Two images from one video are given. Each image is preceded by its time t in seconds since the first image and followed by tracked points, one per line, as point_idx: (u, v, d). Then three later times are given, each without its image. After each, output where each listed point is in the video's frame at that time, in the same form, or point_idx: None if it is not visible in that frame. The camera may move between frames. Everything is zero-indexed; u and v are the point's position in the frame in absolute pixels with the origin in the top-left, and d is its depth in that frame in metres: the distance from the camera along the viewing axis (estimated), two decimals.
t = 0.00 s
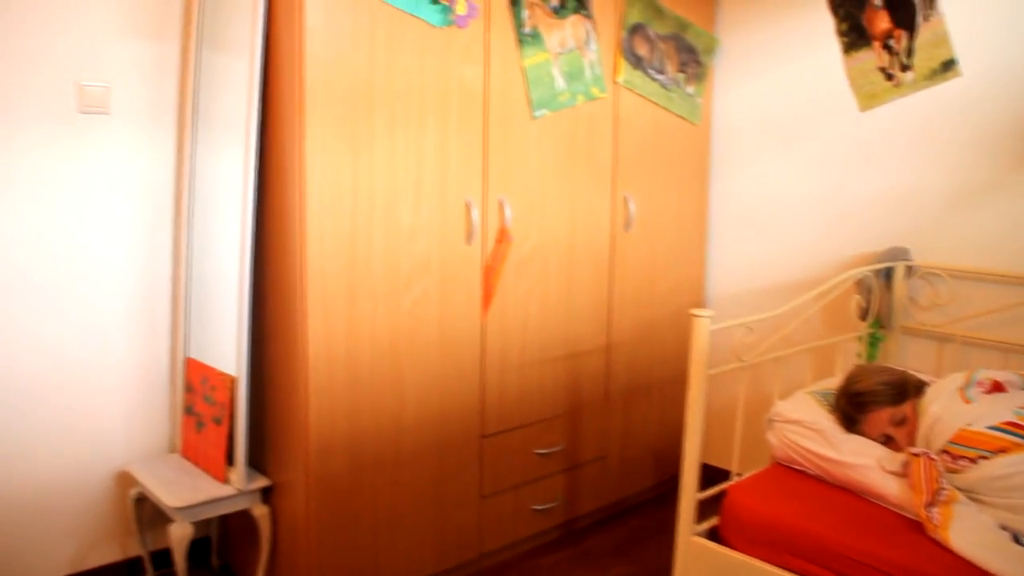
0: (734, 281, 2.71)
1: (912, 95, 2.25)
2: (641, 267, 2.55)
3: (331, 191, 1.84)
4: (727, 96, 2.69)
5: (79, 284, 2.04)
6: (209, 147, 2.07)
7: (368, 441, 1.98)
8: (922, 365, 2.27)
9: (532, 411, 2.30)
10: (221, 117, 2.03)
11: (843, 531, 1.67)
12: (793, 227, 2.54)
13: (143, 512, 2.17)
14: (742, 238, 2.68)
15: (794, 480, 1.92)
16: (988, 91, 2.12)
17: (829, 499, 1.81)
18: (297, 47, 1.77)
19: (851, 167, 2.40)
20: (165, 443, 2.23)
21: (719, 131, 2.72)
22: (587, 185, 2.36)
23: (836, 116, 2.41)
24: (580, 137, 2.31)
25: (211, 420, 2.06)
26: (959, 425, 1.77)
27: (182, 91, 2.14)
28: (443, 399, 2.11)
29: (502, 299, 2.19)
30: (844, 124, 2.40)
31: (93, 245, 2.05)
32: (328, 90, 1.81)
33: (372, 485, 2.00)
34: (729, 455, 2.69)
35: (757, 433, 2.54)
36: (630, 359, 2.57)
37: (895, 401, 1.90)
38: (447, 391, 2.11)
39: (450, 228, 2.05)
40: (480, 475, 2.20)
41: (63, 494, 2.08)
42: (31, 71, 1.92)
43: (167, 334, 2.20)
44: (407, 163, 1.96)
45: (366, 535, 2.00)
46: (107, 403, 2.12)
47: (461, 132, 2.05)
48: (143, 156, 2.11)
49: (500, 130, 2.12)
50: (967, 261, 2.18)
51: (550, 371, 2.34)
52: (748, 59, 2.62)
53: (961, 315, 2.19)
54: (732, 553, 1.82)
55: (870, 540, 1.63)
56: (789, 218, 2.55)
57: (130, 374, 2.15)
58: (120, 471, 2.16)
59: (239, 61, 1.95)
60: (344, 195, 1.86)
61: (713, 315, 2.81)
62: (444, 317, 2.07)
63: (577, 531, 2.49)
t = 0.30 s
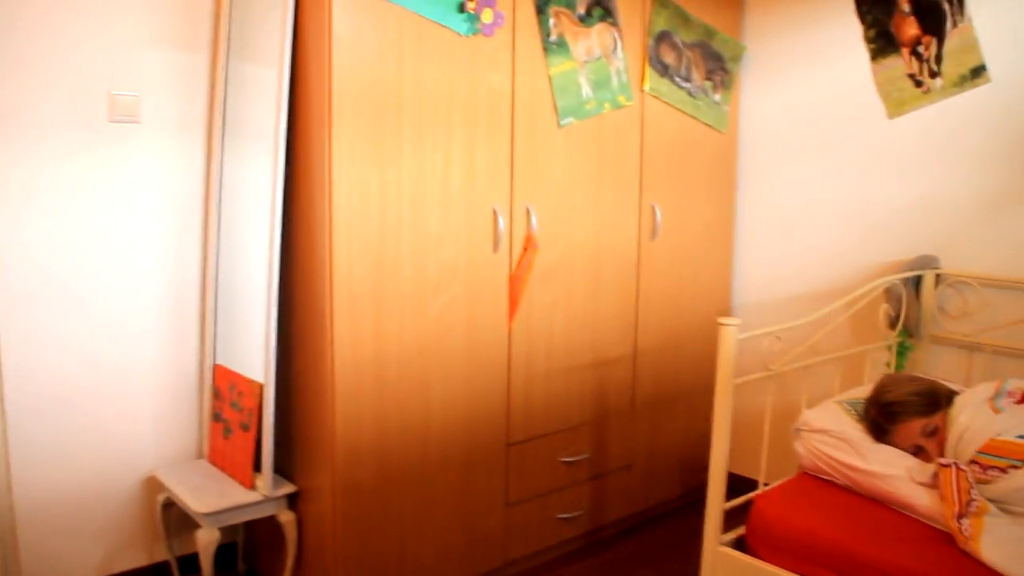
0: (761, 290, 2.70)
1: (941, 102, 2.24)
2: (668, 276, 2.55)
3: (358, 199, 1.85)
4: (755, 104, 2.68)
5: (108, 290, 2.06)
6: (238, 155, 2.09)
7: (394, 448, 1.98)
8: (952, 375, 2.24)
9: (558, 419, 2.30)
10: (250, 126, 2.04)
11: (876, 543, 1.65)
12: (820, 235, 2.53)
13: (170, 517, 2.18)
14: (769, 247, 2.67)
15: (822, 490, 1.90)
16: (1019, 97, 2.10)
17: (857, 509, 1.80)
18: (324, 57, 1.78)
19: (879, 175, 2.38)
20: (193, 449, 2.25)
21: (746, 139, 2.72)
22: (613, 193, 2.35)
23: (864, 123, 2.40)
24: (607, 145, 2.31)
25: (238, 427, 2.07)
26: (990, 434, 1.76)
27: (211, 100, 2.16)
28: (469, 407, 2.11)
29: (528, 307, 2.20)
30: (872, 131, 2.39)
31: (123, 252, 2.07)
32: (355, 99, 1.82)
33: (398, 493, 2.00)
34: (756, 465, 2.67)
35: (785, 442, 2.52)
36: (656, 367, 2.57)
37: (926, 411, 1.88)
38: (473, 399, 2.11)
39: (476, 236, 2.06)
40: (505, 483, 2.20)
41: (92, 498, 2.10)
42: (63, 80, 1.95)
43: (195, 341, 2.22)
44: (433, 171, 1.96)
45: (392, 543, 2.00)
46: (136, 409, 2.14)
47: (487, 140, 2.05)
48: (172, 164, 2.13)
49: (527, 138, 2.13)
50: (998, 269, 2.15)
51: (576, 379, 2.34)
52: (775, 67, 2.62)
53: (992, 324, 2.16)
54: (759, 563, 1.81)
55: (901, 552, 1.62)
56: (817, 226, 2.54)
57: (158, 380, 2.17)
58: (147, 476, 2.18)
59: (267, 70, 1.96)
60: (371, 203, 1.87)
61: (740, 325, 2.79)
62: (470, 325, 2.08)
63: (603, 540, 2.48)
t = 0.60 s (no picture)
0: (787, 298, 2.69)
1: (970, 108, 2.22)
2: (694, 283, 2.54)
3: (384, 207, 1.85)
4: (782, 111, 2.67)
5: (136, 296, 2.08)
6: (266, 163, 2.11)
7: (418, 455, 1.98)
8: (982, 385, 2.21)
9: (583, 427, 2.30)
10: (278, 135, 2.05)
11: (908, 555, 1.63)
12: (847, 243, 2.51)
13: (197, 522, 2.20)
14: (796, 255, 2.66)
15: (849, 500, 1.89)
16: None
17: (886, 520, 1.78)
18: (352, 67, 1.79)
19: (907, 182, 2.36)
20: (219, 455, 2.26)
21: (773, 147, 2.71)
22: (639, 201, 2.35)
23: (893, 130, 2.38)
24: (633, 152, 2.31)
25: (264, 433, 2.07)
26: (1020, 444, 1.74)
27: (239, 108, 2.18)
28: (494, 415, 2.11)
29: (554, 315, 2.20)
30: (900, 138, 2.37)
31: (151, 259, 2.09)
32: (381, 107, 1.82)
33: (423, 501, 2.00)
34: (782, 474, 2.66)
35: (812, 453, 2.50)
36: (682, 375, 2.56)
37: (955, 420, 1.86)
38: (499, 407, 2.11)
39: (501, 243, 2.06)
40: (530, 491, 2.20)
41: (119, 503, 2.11)
42: (94, 87, 1.97)
43: (221, 347, 2.23)
44: (459, 179, 1.97)
45: (417, 551, 2.00)
46: (164, 414, 2.16)
47: (513, 148, 2.06)
48: (201, 172, 2.14)
49: (553, 145, 2.13)
50: None
51: (602, 387, 2.33)
52: (801, 74, 2.61)
53: None
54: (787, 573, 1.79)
55: (930, 564, 1.60)
56: (844, 234, 2.52)
57: (186, 385, 2.19)
58: (174, 481, 2.20)
59: (294, 78, 1.97)
60: (397, 211, 1.88)
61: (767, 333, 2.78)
62: (496, 333, 2.08)
63: (628, 549, 2.48)
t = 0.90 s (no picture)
0: (813, 304, 2.67)
1: (999, 113, 2.20)
2: (718, 290, 2.53)
3: (410, 214, 1.86)
4: (807, 117, 2.66)
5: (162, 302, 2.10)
6: (292, 170, 2.12)
7: (443, 461, 1.98)
8: (1012, 393, 2.19)
9: (607, 434, 2.29)
10: (304, 142, 2.07)
11: (937, 565, 1.61)
12: (873, 250, 2.50)
13: (222, 527, 2.21)
14: (822, 261, 2.64)
15: (876, 508, 1.87)
16: None
17: (914, 529, 1.76)
18: (377, 75, 1.80)
19: (935, 189, 2.35)
20: (244, 460, 2.27)
21: (798, 153, 2.70)
22: (664, 207, 2.35)
23: (921, 136, 2.37)
24: (657, 159, 2.31)
25: (289, 438, 2.08)
26: None
27: (265, 116, 2.19)
28: (519, 421, 2.11)
29: (578, 321, 2.20)
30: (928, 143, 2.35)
31: (178, 266, 2.11)
32: (406, 114, 1.83)
33: (447, 507, 2.00)
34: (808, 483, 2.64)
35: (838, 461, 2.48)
36: (706, 382, 2.55)
37: (984, 429, 1.81)
38: (523, 414, 2.12)
39: (526, 250, 2.06)
40: (554, 499, 2.20)
41: (145, 507, 2.13)
42: (122, 96, 1.99)
43: (247, 353, 2.25)
44: (484, 185, 1.97)
45: (442, 558, 2.00)
46: (190, 420, 2.17)
47: (538, 154, 2.06)
48: (227, 179, 2.16)
49: (577, 151, 2.13)
50: None
51: (626, 394, 2.33)
52: (827, 80, 2.60)
53: None
54: None
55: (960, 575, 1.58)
56: (870, 240, 2.50)
57: (212, 390, 2.20)
58: (199, 486, 2.21)
59: (320, 86, 1.99)
60: (422, 218, 1.88)
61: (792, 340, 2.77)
62: (521, 339, 2.08)
63: (652, 557, 2.47)
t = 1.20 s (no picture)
0: (835, 310, 2.66)
1: None
2: (739, 296, 2.52)
3: (430, 220, 1.86)
4: (828, 122, 2.65)
5: (184, 307, 2.11)
6: (314, 175, 2.13)
7: (463, 466, 1.98)
8: None
9: (627, 440, 2.29)
10: (325, 148, 2.07)
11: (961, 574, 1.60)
12: (895, 255, 2.48)
13: (242, 531, 2.22)
14: (843, 266, 2.63)
15: (899, 516, 1.86)
16: None
17: (937, 537, 1.75)
18: (397, 81, 1.80)
19: (957, 193, 2.33)
20: (265, 464, 2.28)
21: (820, 158, 2.69)
22: (684, 212, 2.34)
23: (943, 140, 2.35)
24: (678, 164, 2.30)
25: (310, 443, 2.09)
26: None
27: (287, 122, 2.20)
28: (539, 427, 2.11)
29: (599, 327, 2.19)
30: (950, 148, 2.34)
31: (199, 270, 2.12)
32: (427, 120, 1.83)
33: (468, 512, 2.00)
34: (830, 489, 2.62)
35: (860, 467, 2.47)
36: (727, 388, 2.54)
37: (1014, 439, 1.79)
38: (543, 419, 2.12)
39: (546, 255, 2.06)
40: (574, 504, 2.19)
41: (166, 511, 2.14)
42: (144, 102, 2.00)
43: (268, 358, 2.26)
44: (504, 191, 1.97)
45: (462, 564, 2.00)
46: (210, 424, 2.18)
47: (558, 159, 2.06)
48: (249, 184, 2.17)
49: (597, 156, 2.13)
50: None
51: (646, 399, 2.33)
52: (848, 84, 2.59)
53: None
54: None
55: None
56: (892, 246, 2.49)
57: (233, 395, 2.21)
58: (220, 490, 2.22)
59: (341, 91, 1.99)
60: (443, 223, 1.88)
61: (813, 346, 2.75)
62: (542, 345, 2.08)
63: (672, 563, 2.46)
